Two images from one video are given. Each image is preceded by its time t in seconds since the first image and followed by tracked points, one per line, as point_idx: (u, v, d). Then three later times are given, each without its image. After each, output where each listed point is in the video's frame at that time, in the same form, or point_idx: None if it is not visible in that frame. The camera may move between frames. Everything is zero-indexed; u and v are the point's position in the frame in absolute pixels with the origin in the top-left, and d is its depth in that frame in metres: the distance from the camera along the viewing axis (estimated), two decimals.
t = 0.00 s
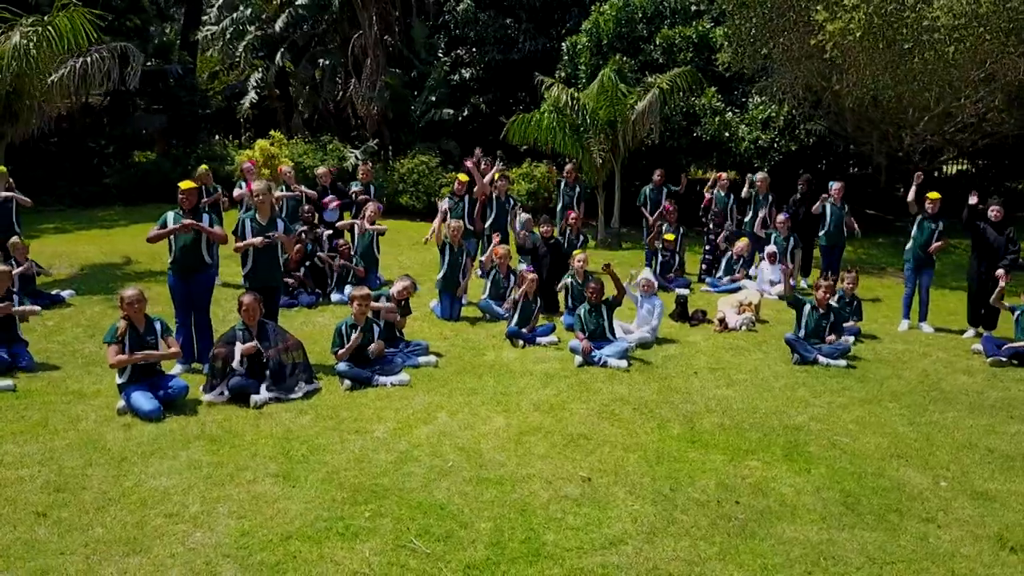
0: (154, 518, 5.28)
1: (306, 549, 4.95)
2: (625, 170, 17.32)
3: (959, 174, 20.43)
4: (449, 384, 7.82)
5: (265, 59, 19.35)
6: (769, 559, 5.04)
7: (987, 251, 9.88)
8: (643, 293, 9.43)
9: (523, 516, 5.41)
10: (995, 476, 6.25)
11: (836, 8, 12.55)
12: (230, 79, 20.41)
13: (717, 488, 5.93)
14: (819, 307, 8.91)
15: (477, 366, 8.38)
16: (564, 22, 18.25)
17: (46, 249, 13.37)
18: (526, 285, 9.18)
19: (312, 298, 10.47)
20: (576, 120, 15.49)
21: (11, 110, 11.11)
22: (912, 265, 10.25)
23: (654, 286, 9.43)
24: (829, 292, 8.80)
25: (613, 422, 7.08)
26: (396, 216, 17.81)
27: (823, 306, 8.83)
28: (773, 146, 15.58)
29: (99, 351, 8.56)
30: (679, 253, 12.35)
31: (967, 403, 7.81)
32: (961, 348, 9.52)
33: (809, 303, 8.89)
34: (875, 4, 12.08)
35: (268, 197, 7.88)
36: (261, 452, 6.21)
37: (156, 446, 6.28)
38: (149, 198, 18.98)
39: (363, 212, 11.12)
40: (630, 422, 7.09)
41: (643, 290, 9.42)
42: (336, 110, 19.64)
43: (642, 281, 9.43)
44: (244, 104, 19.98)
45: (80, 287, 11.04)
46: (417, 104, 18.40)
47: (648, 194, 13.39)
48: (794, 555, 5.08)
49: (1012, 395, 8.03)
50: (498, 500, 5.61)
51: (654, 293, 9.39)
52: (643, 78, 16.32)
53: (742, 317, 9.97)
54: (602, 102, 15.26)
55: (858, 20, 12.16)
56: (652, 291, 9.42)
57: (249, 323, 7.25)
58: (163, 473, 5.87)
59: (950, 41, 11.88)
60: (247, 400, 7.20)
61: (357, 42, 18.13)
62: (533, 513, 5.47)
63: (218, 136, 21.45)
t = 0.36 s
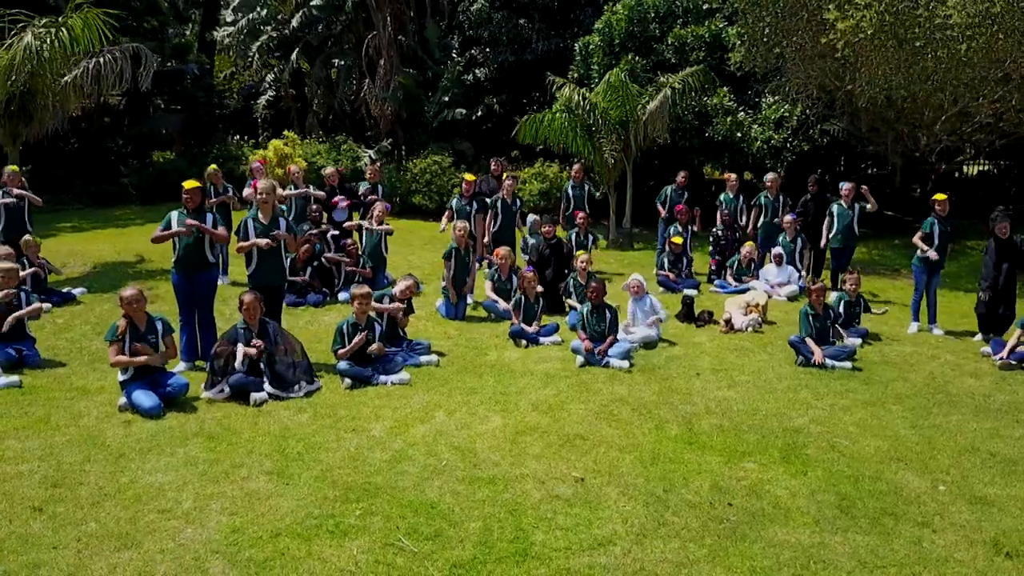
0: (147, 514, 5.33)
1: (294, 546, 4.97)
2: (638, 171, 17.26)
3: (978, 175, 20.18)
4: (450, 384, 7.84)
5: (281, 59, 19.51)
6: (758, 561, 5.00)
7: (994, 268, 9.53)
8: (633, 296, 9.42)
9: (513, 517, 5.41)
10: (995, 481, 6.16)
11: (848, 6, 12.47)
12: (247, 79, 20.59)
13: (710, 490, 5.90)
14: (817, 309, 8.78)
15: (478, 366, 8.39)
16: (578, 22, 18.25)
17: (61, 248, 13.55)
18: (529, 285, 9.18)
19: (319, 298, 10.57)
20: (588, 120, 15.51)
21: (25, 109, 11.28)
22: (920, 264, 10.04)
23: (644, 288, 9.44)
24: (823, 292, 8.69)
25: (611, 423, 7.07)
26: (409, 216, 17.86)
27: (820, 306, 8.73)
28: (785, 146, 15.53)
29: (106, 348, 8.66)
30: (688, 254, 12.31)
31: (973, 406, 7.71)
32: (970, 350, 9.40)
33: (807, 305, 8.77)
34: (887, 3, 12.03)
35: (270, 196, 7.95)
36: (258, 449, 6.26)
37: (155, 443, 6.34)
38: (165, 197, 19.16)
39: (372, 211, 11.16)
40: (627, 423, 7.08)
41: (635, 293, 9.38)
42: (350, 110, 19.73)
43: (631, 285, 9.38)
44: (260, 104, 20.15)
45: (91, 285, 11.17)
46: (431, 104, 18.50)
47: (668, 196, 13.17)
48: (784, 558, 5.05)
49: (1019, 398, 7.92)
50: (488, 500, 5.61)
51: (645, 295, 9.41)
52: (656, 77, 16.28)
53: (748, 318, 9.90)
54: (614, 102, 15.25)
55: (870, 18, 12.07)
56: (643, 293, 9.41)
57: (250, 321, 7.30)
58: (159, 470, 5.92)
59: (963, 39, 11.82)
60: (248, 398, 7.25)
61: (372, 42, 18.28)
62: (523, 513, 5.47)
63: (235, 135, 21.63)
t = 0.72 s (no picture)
0: (138, 510, 5.39)
1: (280, 543, 5.01)
2: (649, 170, 17.20)
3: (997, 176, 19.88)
4: (448, 383, 7.86)
5: (296, 60, 19.65)
6: (744, 563, 4.98)
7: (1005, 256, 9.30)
8: (642, 294, 9.40)
9: (500, 516, 5.42)
10: (993, 485, 6.08)
11: (859, 6, 12.40)
12: (263, 80, 20.76)
13: (701, 492, 5.88)
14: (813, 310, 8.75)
15: (477, 366, 8.41)
16: (591, 22, 18.24)
17: (76, 247, 13.73)
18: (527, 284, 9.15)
19: (325, 297, 10.65)
20: (598, 120, 15.54)
21: (38, 109, 11.46)
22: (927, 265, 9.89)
23: (653, 286, 9.41)
24: (819, 295, 8.63)
25: (607, 423, 7.06)
26: (420, 216, 17.91)
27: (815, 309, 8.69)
28: (798, 146, 15.39)
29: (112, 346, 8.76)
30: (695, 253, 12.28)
31: (976, 410, 7.61)
32: (978, 353, 9.27)
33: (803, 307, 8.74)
34: (898, 3, 11.95)
35: (271, 195, 8.01)
36: (252, 447, 6.31)
37: (151, 440, 6.41)
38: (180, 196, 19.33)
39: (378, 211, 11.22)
40: (623, 423, 7.06)
41: (643, 291, 9.38)
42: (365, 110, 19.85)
43: (640, 283, 9.36)
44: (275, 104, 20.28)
45: (102, 284, 11.31)
46: (443, 105, 18.59)
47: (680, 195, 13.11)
48: (770, 561, 5.01)
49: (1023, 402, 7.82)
50: (477, 500, 5.63)
51: (654, 293, 9.38)
52: (667, 78, 16.25)
53: (753, 319, 9.85)
54: (625, 102, 15.24)
55: (881, 18, 12.00)
56: (652, 291, 9.39)
57: (250, 320, 7.36)
58: (154, 466, 5.99)
59: (976, 40, 11.67)
60: (246, 396, 7.30)
61: (385, 43, 18.44)
62: (511, 513, 5.48)
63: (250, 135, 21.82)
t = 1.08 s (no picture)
0: (125, 505, 5.44)
1: (261, 539, 5.04)
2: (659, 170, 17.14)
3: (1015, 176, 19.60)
4: (443, 383, 7.87)
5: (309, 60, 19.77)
6: (724, 564, 4.95)
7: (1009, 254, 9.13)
8: (649, 298, 9.32)
9: (483, 515, 5.43)
10: (986, 489, 6.00)
11: (869, 6, 12.26)
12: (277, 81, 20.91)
13: (687, 493, 5.85)
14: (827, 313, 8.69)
15: (474, 365, 8.42)
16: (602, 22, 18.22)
17: (87, 245, 13.89)
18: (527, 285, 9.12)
19: (327, 296, 10.70)
20: (607, 120, 15.50)
21: (48, 109, 11.56)
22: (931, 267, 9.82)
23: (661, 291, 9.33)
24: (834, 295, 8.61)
25: (598, 423, 7.04)
26: (430, 215, 17.95)
27: (827, 308, 8.66)
28: (809, 146, 15.43)
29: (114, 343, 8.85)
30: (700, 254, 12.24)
31: (976, 412, 7.51)
32: (983, 356, 9.16)
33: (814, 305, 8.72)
34: (909, 2, 11.79)
35: (269, 195, 8.10)
36: (242, 444, 6.35)
37: (144, 436, 6.47)
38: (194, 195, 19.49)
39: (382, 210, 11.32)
40: (615, 423, 7.04)
41: (650, 295, 9.30)
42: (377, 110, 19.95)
43: (648, 287, 9.29)
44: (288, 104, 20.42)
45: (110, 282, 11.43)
46: (454, 105, 18.65)
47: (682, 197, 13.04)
48: (751, 563, 4.98)
49: None
50: (461, 499, 5.63)
51: (662, 298, 9.28)
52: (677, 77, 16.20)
53: (754, 320, 9.80)
54: (634, 102, 15.24)
55: (891, 18, 11.86)
56: (660, 296, 9.30)
57: (246, 318, 7.43)
58: (144, 462, 6.04)
59: (988, 39, 11.54)
60: (241, 393, 7.34)
61: (398, 43, 18.62)
62: (494, 512, 5.48)
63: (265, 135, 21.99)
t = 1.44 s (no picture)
0: (105, 504, 5.47)
1: (237, 539, 5.05)
2: (666, 170, 17.05)
3: None
4: (434, 383, 7.87)
5: (320, 61, 19.83)
6: (699, 570, 4.91)
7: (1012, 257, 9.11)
8: (651, 298, 9.22)
9: (460, 517, 5.41)
10: (975, 495, 5.90)
11: (876, 4, 12.12)
12: (287, 81, 20.91)
13: (669, 496, 5.81)
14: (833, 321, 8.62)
15: (467, 366, 8.41)
16: (611, 23, 18.18)
17: (96, 244, 14.02)
18: (529, 286, 9.08)
19: (327, 296, 10.69)
20: (613, 121, 15.45)
21: (54, 110, 11.69)
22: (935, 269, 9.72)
23: (663, 292, 9.22)
24: (843, 303, 8.55)
25: (586, 425, 7.00)
26: (438, 216, 17.96)
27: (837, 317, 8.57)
28: (818, 147, 15.20)
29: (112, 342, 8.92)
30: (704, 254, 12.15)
31: (972, 417, 7.40)
32: (984, 359, 9.03)
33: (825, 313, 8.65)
34: None
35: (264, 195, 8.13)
36: (228, 444, 6.37)
37: (132, 434, 6.51)
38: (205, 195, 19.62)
39: (383, 210, 11.47)
40: (603, 426, 7.00)
41: (652, 295, 9.20)
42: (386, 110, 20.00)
43: (649, 287, 9.20)
44: (298, 105, 20.51)
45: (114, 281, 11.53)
46: (463, 105, 18.66)
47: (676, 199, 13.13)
48: (727, 569, 4.93)
49: (1021, 410, 7.59)
50: (440, 500, 5.62)
51: (663, 298, 9.18)
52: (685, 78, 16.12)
53: (753, 322, 9.73)
54: (641, 102, 15.14)
55: (898, 16, 11.72)
56: (661, 296, 9.21)
57: (238, 317, 7.46)
58: (129, 461, 6.08)
59: (996, 37, 11.36)
60: (232, 393, 7.37)
61: (407, 44, 18.69)
62: (472, 514, 5.47)
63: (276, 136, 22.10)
